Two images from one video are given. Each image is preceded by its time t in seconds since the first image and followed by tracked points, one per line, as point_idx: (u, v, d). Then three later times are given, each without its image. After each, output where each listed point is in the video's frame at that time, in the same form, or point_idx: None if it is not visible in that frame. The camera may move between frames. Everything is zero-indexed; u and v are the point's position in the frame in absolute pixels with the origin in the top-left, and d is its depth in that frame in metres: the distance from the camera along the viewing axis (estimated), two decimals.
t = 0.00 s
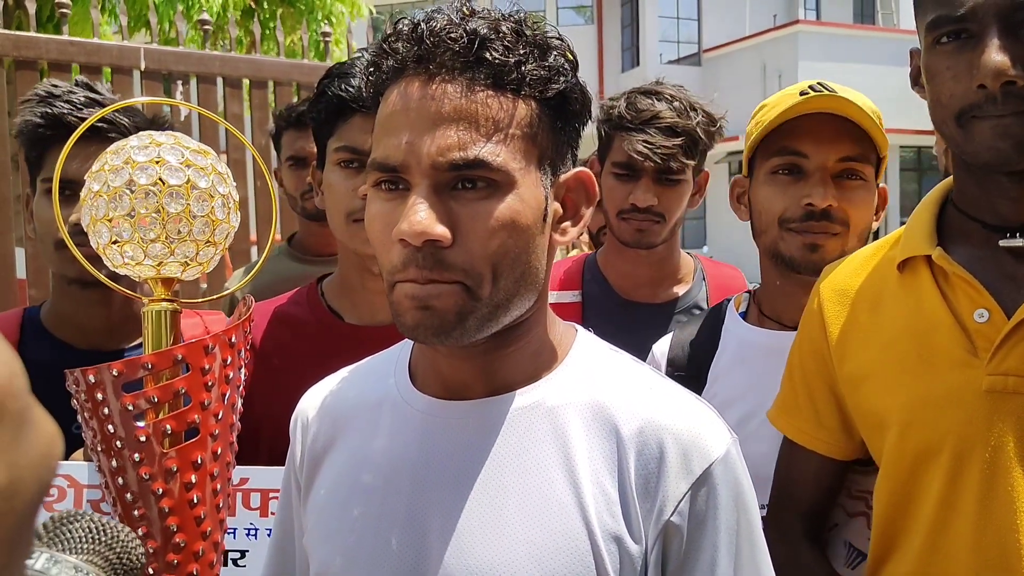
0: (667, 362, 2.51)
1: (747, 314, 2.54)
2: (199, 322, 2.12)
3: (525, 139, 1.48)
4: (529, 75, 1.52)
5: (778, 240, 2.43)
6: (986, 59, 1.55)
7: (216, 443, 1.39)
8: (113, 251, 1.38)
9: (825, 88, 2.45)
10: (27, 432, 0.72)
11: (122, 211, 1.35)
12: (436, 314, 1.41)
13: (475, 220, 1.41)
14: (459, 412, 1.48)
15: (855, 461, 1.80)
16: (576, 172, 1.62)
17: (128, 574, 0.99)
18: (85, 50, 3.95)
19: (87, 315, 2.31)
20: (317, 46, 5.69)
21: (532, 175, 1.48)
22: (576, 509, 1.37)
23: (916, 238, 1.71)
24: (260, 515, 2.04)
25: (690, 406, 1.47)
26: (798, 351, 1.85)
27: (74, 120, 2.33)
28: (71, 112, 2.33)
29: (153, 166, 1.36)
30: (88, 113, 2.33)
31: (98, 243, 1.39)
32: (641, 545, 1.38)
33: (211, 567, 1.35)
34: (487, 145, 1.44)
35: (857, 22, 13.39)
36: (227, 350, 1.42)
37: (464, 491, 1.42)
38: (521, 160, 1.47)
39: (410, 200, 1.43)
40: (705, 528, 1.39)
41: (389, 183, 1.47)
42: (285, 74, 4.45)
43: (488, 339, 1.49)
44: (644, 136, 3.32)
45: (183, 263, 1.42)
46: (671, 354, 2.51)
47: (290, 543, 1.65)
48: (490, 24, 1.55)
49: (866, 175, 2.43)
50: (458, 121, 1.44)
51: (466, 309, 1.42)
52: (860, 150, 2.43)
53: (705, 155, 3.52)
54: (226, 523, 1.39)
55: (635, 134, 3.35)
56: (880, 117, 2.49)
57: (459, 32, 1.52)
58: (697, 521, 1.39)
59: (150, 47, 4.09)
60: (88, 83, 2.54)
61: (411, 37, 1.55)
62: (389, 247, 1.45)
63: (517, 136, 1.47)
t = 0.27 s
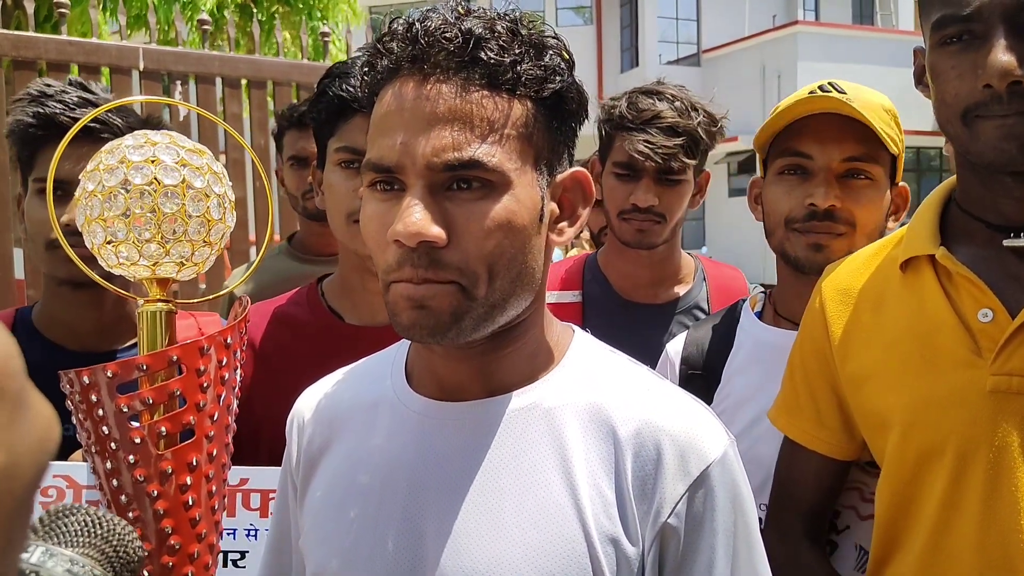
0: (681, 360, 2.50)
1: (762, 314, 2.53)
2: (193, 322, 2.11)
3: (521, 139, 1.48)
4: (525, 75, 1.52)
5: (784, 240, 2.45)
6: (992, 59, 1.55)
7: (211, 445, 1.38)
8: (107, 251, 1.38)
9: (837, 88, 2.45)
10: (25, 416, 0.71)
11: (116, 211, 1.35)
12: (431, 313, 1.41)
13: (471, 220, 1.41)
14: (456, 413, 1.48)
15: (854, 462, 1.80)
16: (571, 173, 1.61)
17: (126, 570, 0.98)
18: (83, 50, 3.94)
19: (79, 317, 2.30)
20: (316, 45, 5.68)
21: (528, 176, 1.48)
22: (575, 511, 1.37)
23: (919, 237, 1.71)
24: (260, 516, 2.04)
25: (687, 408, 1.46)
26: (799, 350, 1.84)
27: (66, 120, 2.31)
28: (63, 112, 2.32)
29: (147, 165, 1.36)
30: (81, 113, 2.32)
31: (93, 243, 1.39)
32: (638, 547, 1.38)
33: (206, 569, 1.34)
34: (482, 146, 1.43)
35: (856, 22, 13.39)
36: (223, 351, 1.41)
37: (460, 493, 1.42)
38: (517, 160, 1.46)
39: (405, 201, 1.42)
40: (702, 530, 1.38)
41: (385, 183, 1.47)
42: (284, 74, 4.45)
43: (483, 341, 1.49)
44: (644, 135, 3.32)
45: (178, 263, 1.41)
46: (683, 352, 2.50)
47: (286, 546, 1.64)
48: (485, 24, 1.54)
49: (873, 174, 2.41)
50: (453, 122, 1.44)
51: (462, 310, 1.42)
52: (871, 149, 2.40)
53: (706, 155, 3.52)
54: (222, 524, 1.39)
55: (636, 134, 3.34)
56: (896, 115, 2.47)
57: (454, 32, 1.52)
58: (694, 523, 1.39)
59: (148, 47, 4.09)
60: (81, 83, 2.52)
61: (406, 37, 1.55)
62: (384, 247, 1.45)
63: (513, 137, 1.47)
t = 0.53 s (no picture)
0: (689, 361, 2.50)
1: (771, 316, 2.51)
2: (191, 325, 2.11)
3: (523, 143, 1.48)
4: (528, 79, 1.51)
5: (792, 241, 2.45)
6: (997, 61, 1.55)
7: (211, 448, 1.38)
8: (109, 253, 1.37)
9: (843, 89, 2.45)
10: (65, 429, 0.66)
11: (117, 213, 1.35)
12: (433, 316, 1.41)
13: (474, 224, 1.41)
14: (457, 416, 1.48)
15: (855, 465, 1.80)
16: (575, 176, 1.61)
17: None
18: (84, 51, 3.94)
19: (75, 318, 2.29)
20: (316, 46, 5.67)
21: (530, 180, 1.48)
22: (576, 514, 1.37)
23: (924, 240, 1.71)
24: (263, 517, 2.04)
25: (688, 412, 1.46)
26: (802, 352, 1.84)
27: (61, 122, 2.30)
28: (58, 113, 2.31)
29: (149, 167, 1.36)
30: (77, 114, 2.31)
31: (93, 246, 1.39)
32: (638, 551, 1.38)
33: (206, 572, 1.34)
34: (486, 150, 1.43)
35: (855, 23, 13.39)
36: (223, 353, 1.41)
37: (461, 497, 1.42)
38: (519, 165, 1.46)
39: (408, 204, 1.42)
40: (702, 535, 1.38)
41: (387, 187, 1.47)
42: (285, 75, 4.44)
43: (484, 344, 1.49)
44: (645, 137, 3.32)
45: (179, 266, 1.41)
46: (693, 352, 2.49)
47: (286, 548, 1.64)
48: (488, 27, 1.54)
49: (878, 174, 2.40)
50: (456, 126, 1.43)
51: (463, 313, 1.41)
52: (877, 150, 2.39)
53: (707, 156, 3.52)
54: (222, 527, 1.40)
55: (637, 135, 3.34)
56: (905, 115, 2.47)
57: (457, 35, 1.51)
58: (695, 527, 1.39)
59: (148, 48, 4.08)
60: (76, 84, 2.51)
61: (409, 40, 1.54)
62: (386, 250, 1.45)
63: (515, 141, 1.47)
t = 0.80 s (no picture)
0: (689, 362, 2.50)
1: (771, 316, 2.51)
2: (191, 326, 2.11)
3: (525, 146, 1.48)
4: (530, 82, 1.51)
5: (791, 243, 2.45)
6: (999, 64, 1.56)
7: (213, 449, 1.38)
8: (110, 256, 1.37)
9: (843, 91, 2.46)
10: (89, 422, 0.63)
11: (119, 215, 1.35)
12: (434, 318, 1.41)
13: (476, 226, 1.41)
14: (458, 417, 1.48)
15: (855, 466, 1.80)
16: (575, 178, 1.61)
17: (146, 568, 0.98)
18: (84, 51, 3.94)
19: (72, 318, 2.27)
20: (316, 47, 5.68)
21: (532, 182, 1.48)
22: (576, 516, 1.37)
23: (925, 241, 1.71)
24: (263, 519, 2.04)
25: (689, 413, 1.47)
26: (803, 353, 1.84)
27: (60, 123, 2.30)
28: (57, 115, 2.31)
29: (150, 170, 1.36)
30: (76, 116, 2.31)
31: (95, 248, 1.39)
32: (638, 553, 1.38)
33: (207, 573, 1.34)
34: (488, 153, 1.43)
35: (854, 24, 13.40)
36: (224, 355, 1.41)
37: (462, 498, 1.42)
38: (522, 167, 1.46)
39: (410, 206, 1.42)
40: (702, 536, 1.38)
41: (389, 189, 1.47)
42: (285, 76, 4.45)
43: (484, 346, 1.49)
44: (645, 138, 3.33)
45: (180, 268, 1.41)
46: (693, 353, 2.49)
47: (286, 549, 1.64)
48: (490, 30, 1.54)
49: (877, 176, 2.40)
50: (458, 128, 1.43)
51: (464, 314, 1.42)
52: (877, 152, 2.39)
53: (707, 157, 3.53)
54: (223, 529, 1.41)
55: (637, 136, 3.34)
56: (905, 116, 2.47)
57: (460, 38, 1.51)
58: (695, 528, 1.39)
59: (148, 49, 4.07)
60: (74, 85, 2.50)
61: (412, 42, 1.55)
62: (387, 251, 1.45)
63: (517, 144, 1.47)
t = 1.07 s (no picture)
0: (688, 361, 2.50)
1: (769, 315, 2.51)
2: (191, 325, 2.10)
3: (528, 144, 1.48)
4: (534, 79, 1.51)
5: (786, 242, 2.45)
6: (999, 64, 1.56)
7: (212, 448, 1.38)
8: (110, 255, 1.37)
9: (837, 89, 2.46)
10: (99, 419, 0.70)
11: (119, 214, 1.34)
12: (436, 315, 1.41)
13: (478, 224, 1.41)
14: (459, 415, 1.48)
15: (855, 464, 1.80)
16: (575, 178, 1.61)
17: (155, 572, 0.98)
18: (83, 51, 3.93)
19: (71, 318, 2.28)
20: (315, 46, 5.67)
21: (535, 180, 1.48)
22: (576, 513, 1.37)
23: (924, 240, 1.71)
24: (263, 519, 2.04)
25: (689, 410, 1.46)
26: (802, 351, 1.84)
27: (59, 122, 2.30)
28: (56, 114, 2.31)
29: (149, 169, 1.35)
30: (75, 114, 2.31)
31: (94, 247, 1.39)
32: (639, 551, 1.38)
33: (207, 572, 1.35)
34: (492, 151, 1.43)
35: (854, 23, 13.39)
36: (224, 354, 1.41)
37: (463, 496, 1.42)
38: (524, 166, 1.46)
39: (413, 203, 1.42)
40: (702, 534, 1.38)
41: (391, 186, 1.46)
42: (284, 75, 4.44)
43: (485, 343, 1.49)
44: (645, 137, 3.32)
45: (179, 267, 1.41)
46: (692, 353, 2.48)
47: (286, 548, 1.64)
48: (494, 28, 1.54)
49: (871, 173, 2.40)
50: (461, 125, 1.43)
51: (466, 312, 1.41)
52: (872, 150, 2.38)
53: (707, 156, 3.53)
54: (223, 527, 1.41)
55: (637, 135, 3.34)
56: (900, 113, 2.47)
57: (464, 35, 1.51)
58: (695, 526, 1.39)
59: (148, 48, 4.07)
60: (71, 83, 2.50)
61: (415, 39, 1.54)
62: (389, 248, 1.45)
63: (521, 142, 1.47)
